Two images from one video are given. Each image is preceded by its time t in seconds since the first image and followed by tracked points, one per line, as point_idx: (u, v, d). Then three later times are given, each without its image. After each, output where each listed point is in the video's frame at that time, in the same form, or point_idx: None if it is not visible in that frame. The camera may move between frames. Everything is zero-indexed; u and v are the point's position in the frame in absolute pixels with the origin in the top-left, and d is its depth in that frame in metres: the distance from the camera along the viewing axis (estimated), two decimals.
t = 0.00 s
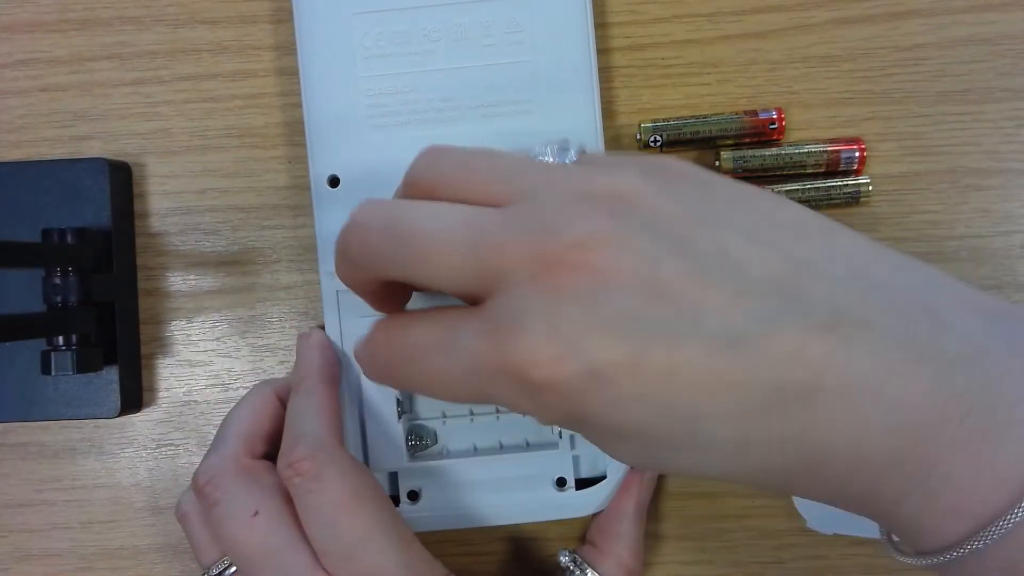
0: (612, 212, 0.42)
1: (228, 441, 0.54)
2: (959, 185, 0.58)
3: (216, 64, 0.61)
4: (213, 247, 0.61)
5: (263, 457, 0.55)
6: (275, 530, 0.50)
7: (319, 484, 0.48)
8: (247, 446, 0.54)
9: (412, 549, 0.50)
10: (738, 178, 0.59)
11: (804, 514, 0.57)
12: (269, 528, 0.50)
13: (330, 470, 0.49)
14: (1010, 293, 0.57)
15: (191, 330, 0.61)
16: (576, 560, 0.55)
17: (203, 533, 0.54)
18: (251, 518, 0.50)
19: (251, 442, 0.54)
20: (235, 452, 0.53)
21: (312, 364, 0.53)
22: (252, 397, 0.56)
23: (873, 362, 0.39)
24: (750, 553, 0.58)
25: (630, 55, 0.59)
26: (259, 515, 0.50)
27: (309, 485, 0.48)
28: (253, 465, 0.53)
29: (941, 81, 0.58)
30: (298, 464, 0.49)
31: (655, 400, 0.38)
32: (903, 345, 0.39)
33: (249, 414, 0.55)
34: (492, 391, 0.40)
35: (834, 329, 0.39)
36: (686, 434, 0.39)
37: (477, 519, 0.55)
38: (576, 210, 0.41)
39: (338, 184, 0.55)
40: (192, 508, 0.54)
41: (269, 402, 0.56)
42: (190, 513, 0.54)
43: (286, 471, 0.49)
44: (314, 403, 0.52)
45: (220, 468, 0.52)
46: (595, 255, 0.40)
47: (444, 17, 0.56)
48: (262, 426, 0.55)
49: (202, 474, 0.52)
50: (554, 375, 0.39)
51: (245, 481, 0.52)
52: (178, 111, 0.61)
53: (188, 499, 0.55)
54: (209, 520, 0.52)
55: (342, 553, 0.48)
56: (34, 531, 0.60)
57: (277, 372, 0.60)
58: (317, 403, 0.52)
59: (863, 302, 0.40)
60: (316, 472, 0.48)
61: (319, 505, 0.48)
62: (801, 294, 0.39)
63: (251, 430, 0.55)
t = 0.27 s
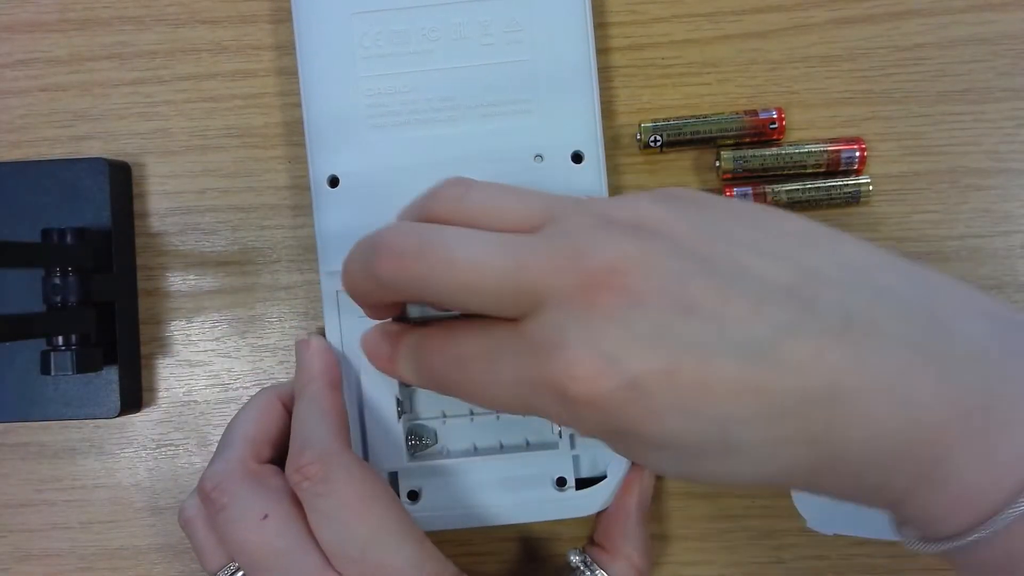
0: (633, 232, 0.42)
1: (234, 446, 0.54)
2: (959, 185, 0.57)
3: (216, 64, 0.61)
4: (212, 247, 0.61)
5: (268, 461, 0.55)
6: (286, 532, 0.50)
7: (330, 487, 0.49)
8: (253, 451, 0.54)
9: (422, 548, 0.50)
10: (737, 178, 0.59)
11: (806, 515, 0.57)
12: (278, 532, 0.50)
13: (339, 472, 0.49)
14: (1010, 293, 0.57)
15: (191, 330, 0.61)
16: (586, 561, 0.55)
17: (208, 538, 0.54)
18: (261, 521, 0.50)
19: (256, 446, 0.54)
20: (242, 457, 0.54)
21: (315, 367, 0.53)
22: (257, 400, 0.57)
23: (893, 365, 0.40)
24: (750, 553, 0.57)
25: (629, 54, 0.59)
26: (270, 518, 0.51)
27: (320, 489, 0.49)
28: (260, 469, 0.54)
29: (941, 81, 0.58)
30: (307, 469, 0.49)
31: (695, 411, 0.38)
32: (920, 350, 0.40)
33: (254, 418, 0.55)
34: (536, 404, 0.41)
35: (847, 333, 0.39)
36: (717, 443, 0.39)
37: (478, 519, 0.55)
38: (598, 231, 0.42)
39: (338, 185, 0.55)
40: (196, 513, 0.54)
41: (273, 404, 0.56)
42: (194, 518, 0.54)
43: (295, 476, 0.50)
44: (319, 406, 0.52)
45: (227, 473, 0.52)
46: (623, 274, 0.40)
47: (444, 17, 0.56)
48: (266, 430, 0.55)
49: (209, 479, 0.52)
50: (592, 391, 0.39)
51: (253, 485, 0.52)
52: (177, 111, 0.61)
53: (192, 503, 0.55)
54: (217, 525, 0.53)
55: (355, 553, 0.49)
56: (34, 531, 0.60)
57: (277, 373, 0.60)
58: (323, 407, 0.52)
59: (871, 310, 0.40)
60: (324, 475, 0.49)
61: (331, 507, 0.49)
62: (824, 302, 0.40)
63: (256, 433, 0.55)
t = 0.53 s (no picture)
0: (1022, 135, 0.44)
1: (236, 443, 0.54)
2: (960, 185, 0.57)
3: (216, 65, 0.61)
4: (213, 247, 0.61)
5: (270, 458, 0.55)
6: (288, 530, 0.50)
7: (331, 485, 0.48)
8: (255, 448, 0.54)
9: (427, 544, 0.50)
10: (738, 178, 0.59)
11: (807, 515, 0.57)
12: (281, 530, 0.50)
13: (341, 470, 0.49)
14: (1012, 293, 0.57)
15: (190, 330, 0.61)
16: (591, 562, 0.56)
17: (212, 535, 0.54)
18: (264, 518, 0.50)
19: (258, 443, 0.54)
20: (244, 454, 0.53)
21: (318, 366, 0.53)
22: (257, 399, 0.56)
23: None
24: (750, 553, 0.57)
25: (630, 54, 0.59)
26: (272, 515, 0.51)
27: (322, 487, 0.48)
28: (262, 466, 0.53)
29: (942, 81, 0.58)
30: (307, 468, 0.49)
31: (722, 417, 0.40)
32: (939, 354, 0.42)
33: (255, 417, 0.55)
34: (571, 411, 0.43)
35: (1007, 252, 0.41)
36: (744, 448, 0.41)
37: (480, 520, 0.54)
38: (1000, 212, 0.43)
39: (340, 185, 0.55)
40: (199, 511, 0.54)
41: (276, 403, 0.56)
42: (198, 515, 0.54)
43: (296, 475, 0.49)
44: (321, 405, 0.52)
45: (228, 471, 0.52)
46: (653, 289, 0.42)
47: (445, 18, 0.56)
48: (268, 428, 0.55)
49: (210, 477, 0.52)
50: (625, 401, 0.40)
51: (255, 484, 0.52)
52: (177, 111, 0.61)
53: (195, 500, 0.55)
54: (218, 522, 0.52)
55: (358, 551, 0.49)
56: (34, 531, 0.60)
57: (277, 373, 0.60)
58: (326, 405, 0.52)
59: None
60: (325, 475, 0.49)
61: (333, 506, 0.48)
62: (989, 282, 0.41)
63: (259, 431, 0.55)
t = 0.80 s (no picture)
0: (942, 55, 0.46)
1: (236, 442, 0.54)
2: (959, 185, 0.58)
3: (216, 65, 0.61)
4: (212, 247, 0.61)
5: (270, 457, 0.55)
6: (287, 530, 0.50)
7: (330, 486, 0.49)
8: (255, 447, 0.54)
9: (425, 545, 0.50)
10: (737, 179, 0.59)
11: (807, 515, 0.57)
12: (282, 529, 0.50)
13: (340, 471, 0.49)
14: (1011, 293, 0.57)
15: (190, 330, 0.61)
16: (591, 564, 0.56)
17: (212, 534, 0.54)
18: (263, 518, 0.51)
19: (258, 442, 0.54)
20: (245, 453, 0.54)
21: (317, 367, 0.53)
22: (256, 398, 0.56)
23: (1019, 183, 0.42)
24: (750, 553, 0.57)
25: (629, 55, 0.59)
26: (272, 515, 0.51)
27: (321, 488, 0.49)
28: (262, 466, 0.54)
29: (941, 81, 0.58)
30: (306, 468, 0.49)
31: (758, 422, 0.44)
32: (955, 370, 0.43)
33: (254, 416, 0.55)
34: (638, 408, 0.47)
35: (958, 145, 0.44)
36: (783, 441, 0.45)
37: (481, 520, 0.54)
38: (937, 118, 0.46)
39: (340, 185, 0.55)
40: (199, 510, 0.54)
41: (276, 402, 0.56)
42: (199, 515, 0.54)
43: (296, 475, 0.49)
44: (322, 406, 0.53)
45: (229, 471, 0.52)
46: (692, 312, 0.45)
47: (445, 20, 0.56)
48: (268, 427, 0.55)
49: (211, 476, 0.52)
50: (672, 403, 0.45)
51: (255, 483, 0.52)
52: (177, 111, 0.61)
53: (195, 499, 0.55)
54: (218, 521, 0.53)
55: (356, 552, 0.49)
56: (34, 531, 0.60)
57: (277, 372, 0.60)
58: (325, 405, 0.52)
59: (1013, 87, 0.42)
60: (324, 476, 0.49)
61: (332, 507, 0.49)
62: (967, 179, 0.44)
63: (259, 430, 0.55)
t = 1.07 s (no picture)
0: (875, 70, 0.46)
1: (234, 441, 0.54)
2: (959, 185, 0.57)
3: (216, 65, 0.61)
4: (213, 247, 0.61)
5: (268, 457, 0.55)
6: (284, 530, 0.51)
7: (327, 487, 0.49)
8: (253, 446, 0.54)
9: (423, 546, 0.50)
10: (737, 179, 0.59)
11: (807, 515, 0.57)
12: (278, 528, 0.50)
13: (337, 473, 0.49)
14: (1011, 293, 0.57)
15: (191, 330, 0.61)
16: (586, 564, 0.56)
17: (209, 533, 0.54)
18: (261, 517, 0.51)
19: (256, 442, 0.54)
20: (243, 452, 0.53)
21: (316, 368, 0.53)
22: (253, 398, 0.56)
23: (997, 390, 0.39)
24: (750, 553, 0.57)
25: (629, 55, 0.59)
26: (270, 514, 0.51)
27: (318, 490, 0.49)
28: (260, 465, 0.53)
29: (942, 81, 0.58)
30: (302, 469, 0.49)
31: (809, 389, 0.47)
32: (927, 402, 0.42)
33: (253, 415, 0.55)
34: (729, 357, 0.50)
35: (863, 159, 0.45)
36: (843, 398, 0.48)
37: (480, 521, 0.54)
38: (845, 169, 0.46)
39: (340, 186, 0.55)
40: (196, 508, 0.54)
41: (275, 401, 0.56)
42: (196, 513, 0.54)
43: (293, 477, 0.49)
44: (320, 406, 0.53)
45: (226, 469, 0.52)
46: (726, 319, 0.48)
47: (444, 20, 0.56)
48: (266, 426, 0.55)
49: (208, 474, 0.52)
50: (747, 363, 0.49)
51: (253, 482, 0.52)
52: (177, 111, 0.61)
53: (193, 498, 0.55)
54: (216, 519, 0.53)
55: (352, 554, 0.49)
56: (34, 531, 0.60)
57: (277, 372, 0.60)
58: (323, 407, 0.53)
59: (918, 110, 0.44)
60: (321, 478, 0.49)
61: (329, 509, 0.49)
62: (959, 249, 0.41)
63: (257, 429, 0.54)
